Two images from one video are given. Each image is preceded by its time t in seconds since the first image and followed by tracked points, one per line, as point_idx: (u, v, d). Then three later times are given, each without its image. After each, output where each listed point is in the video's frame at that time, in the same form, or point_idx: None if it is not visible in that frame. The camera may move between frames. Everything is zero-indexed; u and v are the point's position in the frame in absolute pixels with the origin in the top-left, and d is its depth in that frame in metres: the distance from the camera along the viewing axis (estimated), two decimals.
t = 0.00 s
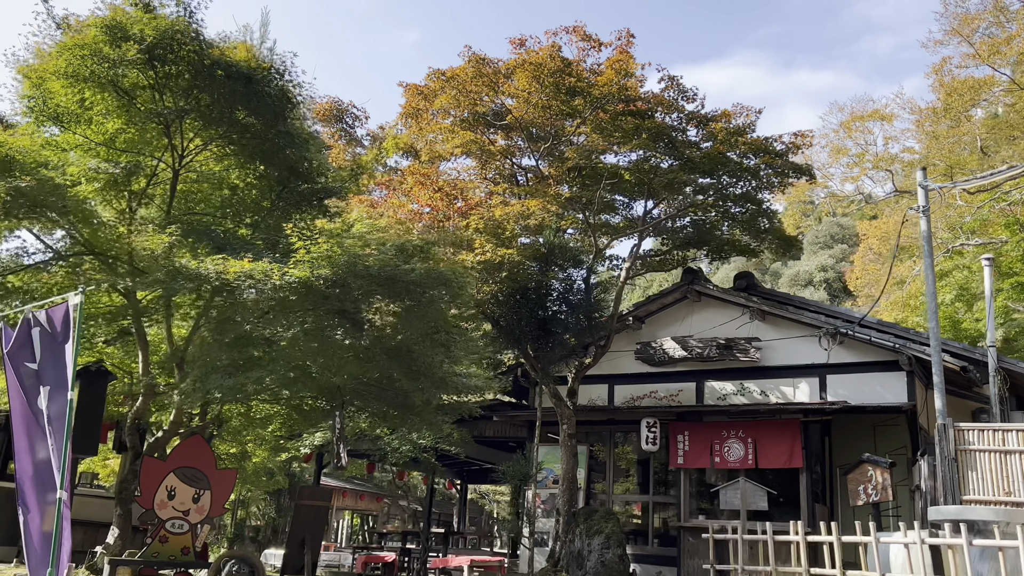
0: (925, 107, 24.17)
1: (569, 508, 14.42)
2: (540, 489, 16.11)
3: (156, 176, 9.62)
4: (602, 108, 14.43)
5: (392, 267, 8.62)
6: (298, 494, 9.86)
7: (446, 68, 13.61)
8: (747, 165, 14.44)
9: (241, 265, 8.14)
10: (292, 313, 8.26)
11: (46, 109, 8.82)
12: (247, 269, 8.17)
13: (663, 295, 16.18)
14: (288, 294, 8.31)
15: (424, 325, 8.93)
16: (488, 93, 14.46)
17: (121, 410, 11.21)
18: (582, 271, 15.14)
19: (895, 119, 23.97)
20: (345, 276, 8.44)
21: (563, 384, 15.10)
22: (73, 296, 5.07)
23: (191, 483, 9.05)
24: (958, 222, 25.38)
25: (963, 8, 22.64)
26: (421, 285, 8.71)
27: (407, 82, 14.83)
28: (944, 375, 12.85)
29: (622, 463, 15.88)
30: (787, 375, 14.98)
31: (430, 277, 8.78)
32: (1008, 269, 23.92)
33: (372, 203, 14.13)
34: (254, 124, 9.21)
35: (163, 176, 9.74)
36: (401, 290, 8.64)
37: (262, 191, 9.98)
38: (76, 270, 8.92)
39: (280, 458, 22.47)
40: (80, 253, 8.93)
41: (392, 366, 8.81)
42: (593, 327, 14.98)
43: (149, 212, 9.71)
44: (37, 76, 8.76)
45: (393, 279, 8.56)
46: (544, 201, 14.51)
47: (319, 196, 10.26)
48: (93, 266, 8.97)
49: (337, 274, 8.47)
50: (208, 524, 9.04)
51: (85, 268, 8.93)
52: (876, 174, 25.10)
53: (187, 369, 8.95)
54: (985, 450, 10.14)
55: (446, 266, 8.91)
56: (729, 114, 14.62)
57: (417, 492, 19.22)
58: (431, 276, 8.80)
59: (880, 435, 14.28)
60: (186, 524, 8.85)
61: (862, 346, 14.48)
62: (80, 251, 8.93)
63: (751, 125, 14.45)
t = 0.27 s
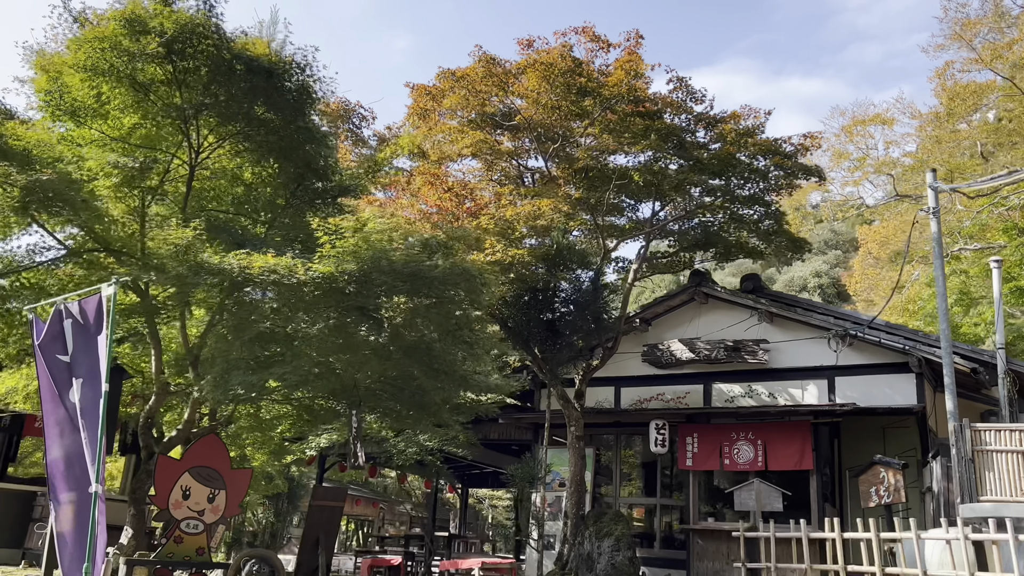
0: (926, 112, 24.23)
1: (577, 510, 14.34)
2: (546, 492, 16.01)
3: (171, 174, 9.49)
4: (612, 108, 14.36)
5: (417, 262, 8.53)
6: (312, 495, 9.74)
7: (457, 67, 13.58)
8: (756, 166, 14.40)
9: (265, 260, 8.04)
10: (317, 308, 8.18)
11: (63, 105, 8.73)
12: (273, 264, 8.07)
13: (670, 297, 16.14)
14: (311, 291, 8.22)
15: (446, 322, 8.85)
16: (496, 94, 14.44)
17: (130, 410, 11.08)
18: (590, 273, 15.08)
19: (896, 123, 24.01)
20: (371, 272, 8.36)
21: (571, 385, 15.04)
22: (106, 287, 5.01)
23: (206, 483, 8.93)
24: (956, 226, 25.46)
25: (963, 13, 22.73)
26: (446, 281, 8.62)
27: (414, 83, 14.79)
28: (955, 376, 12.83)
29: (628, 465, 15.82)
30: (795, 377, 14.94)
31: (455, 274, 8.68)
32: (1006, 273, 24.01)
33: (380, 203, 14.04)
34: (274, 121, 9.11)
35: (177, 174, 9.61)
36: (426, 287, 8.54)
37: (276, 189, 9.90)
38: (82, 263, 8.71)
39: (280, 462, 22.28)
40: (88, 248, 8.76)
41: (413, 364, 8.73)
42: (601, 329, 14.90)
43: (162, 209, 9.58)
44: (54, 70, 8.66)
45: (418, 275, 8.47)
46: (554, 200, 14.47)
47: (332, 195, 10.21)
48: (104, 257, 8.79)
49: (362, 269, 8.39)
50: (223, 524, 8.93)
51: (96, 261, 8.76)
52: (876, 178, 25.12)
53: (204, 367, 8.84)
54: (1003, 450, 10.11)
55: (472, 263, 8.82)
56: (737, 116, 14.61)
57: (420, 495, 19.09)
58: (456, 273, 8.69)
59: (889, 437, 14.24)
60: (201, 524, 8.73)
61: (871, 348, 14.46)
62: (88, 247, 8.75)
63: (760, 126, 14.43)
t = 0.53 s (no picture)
0: (926, 114, 24.20)
1: (582, 512, 14.23)
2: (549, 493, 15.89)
3: (180, 167, 9.39)
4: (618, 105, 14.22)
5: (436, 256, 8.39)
6: (321, 494, 9.61)
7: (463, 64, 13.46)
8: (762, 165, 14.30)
9: (283, 252, 7.88)
10: (335, 302, 8.03)
11: (71, 96, 8.62)
12: (291, 257, 7.90)
13: (675, 297, 16.05)
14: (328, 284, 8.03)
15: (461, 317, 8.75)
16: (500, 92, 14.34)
17: (133, 408, 10.91)
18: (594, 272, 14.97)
19: (896, 125, 23.97)
20: (390, 267, 8.19)
21: (575, 386, 14.93)
22: (128, 274, 4.85)
23: (214, 481, 8.77)
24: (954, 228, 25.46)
25: (963, 15, 22.70)
26: (463, 276, 8.51)
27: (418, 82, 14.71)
28: (963, 376, 12.76)
29: (632, 466, 15.71)
30: (801, 377, 14.86)
31: (473, 269, 8.57)
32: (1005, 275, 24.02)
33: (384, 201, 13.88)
34: (284, 112, 9.06)
35: (185, 167, 9.48)
36: (445, 283, 8.42)
37: (285, 183, 9.75)
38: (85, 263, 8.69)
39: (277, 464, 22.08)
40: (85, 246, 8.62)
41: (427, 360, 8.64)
42: (606, 329, 14.80)
43: (170, 203, 9.43)
44: (63, 59, 8.55)
45: (437, 270, 8.35)
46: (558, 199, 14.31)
47: (338, 189, 10.09)
48: (105, 255, 8.63)
49: (384, 264, 8.22)
50: (232, 523, 8.76)
51: (95, 258, 8.62)
52: (875, 180, 25.09)
53: (212, 363, 8.70)
54: (1017, 449, 10.04)
55: (489, 257, 8.72)
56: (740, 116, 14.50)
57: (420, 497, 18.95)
58: (473, 268, 8.60)
59: (896, 437, 14.17)
60: (209, 523, 8.56)
61: (877, 347, 14.39)
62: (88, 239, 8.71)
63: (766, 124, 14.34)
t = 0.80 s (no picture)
0: (926, 113, 24.13)
1: (587, 510, 14.07)
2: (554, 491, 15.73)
3: (188, 155, 9.17)
4: (625, 99, 14.04)
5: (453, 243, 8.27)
6: (331, 489, 9.42)
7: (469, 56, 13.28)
8: (770, 160, 14.16)
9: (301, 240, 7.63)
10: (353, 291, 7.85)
11: (80, 81, 8.45)
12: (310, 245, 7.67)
13: (680, 293, 15.92)
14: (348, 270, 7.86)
15: (477, 307, 8.63)
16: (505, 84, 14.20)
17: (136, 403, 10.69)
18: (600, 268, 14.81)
19: (896, 123, 23.90)
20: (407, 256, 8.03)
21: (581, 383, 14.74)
22: (151, 257, 4.66)
23: (223, 476, 8.56)
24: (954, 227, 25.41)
25: (964, 13, 22.63)
26: (480, 264, 8.40)
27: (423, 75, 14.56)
28: (973, 373, 12.65)
29: (637, 464, 15.55)
30: (808, 374, 14.75)
31: (489, 257, 8.47)
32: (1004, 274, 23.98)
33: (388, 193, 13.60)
34: (297, 99, 8.92)
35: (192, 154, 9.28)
36: (461, 271, 8.29)
37: (295, 172, 9.60)
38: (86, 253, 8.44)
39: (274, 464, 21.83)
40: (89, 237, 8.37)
41: (442, 352, 8.48)
42: (612, 325, 14.64)
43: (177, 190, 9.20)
44: (71, 43, 8.40)
45: (454, 257, 8.22)
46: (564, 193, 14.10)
47: (345, 180, 9.97)
48: (102, 244, 8.38)
49: (402, 252, 8.06)
50: (241, 519, 8.57)
51: (97, 249, 8.38)
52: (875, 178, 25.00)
53: (221, 356, 8.50)
54: None
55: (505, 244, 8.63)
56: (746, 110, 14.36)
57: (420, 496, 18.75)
58: (490, 255, 8.48)
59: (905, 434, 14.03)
60: (218, 519, 8.35)
61: (886, 344, 14.28)
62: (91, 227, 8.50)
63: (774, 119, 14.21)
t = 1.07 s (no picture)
0: (926, 110, 24.11)
1: (593, 507, 13.97)
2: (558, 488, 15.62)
3: (197, 143, 9.03)
4: (632, 92, 13.88)
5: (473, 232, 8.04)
6: (341, 485, 9.30)
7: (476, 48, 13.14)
8: (778, 154, 14.07)
9: (319, 228, 7.31)
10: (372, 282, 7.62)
11: (89, 68, 8.31)
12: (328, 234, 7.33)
13: (685, 289, 15.83)
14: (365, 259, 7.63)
15: (495, 299, 8.41)
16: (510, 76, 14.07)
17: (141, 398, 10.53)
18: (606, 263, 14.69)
19: (896, 120, 23.90)
20: (426, 245, 7.81)
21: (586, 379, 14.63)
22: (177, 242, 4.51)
23: (234, 471, 8.43)
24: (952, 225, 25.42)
25: (965, 10, 22.61)
26: (499, 253, 8.20)
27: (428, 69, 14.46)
28: (982, 369, 12.60)
29: (642, 460, 15.46)
30: (814, 369, 14.67)
31: (510, 247, 8.25)
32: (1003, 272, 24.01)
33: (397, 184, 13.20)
34: (310, 87, 8.94)
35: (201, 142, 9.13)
36: (481, 262, 8.09)
37: (305, 162, 9.48)
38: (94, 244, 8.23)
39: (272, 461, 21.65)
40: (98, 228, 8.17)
41: (459, 345, 8.27)
42: (618, 321, 14.53)
43: (185, 180, 9.05)
44: (81, 28, 8.23)
45: (472, 247, 8.01)
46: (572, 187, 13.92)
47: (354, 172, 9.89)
48: (112, 235, 8.16)
49: (422, 241, 7.84)
50: (251, 514, 8.45)
51: (107, 239, 8.17)
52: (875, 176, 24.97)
53: (232, 349, 8.36)
54: None
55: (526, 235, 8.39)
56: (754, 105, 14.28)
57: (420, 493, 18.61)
58: (510, 246, 8.25)
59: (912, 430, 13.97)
60: (228, 514, 8.26)
61: (893, 340, 14.22)
62: (100, 217, 8.36)
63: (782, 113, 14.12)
